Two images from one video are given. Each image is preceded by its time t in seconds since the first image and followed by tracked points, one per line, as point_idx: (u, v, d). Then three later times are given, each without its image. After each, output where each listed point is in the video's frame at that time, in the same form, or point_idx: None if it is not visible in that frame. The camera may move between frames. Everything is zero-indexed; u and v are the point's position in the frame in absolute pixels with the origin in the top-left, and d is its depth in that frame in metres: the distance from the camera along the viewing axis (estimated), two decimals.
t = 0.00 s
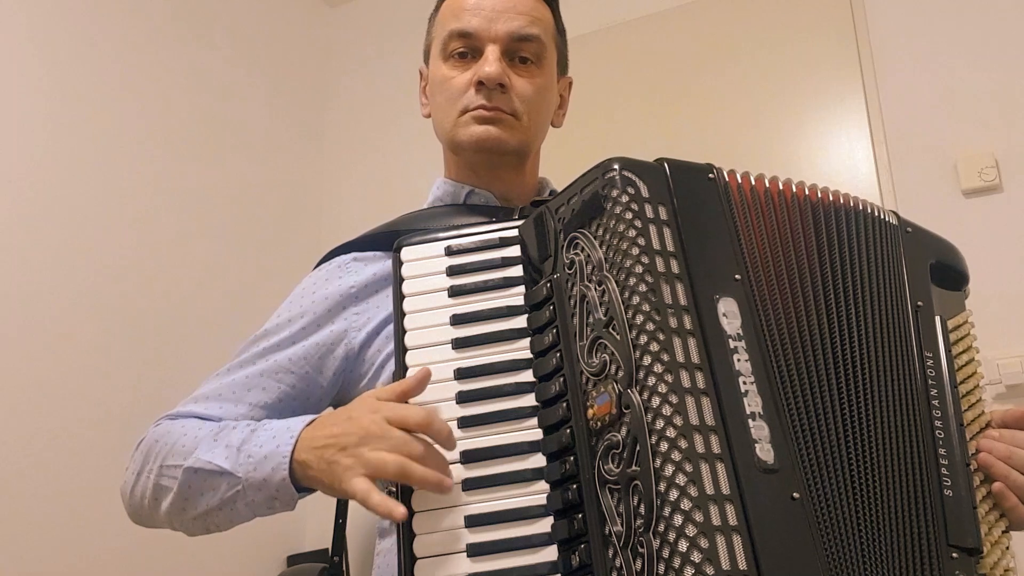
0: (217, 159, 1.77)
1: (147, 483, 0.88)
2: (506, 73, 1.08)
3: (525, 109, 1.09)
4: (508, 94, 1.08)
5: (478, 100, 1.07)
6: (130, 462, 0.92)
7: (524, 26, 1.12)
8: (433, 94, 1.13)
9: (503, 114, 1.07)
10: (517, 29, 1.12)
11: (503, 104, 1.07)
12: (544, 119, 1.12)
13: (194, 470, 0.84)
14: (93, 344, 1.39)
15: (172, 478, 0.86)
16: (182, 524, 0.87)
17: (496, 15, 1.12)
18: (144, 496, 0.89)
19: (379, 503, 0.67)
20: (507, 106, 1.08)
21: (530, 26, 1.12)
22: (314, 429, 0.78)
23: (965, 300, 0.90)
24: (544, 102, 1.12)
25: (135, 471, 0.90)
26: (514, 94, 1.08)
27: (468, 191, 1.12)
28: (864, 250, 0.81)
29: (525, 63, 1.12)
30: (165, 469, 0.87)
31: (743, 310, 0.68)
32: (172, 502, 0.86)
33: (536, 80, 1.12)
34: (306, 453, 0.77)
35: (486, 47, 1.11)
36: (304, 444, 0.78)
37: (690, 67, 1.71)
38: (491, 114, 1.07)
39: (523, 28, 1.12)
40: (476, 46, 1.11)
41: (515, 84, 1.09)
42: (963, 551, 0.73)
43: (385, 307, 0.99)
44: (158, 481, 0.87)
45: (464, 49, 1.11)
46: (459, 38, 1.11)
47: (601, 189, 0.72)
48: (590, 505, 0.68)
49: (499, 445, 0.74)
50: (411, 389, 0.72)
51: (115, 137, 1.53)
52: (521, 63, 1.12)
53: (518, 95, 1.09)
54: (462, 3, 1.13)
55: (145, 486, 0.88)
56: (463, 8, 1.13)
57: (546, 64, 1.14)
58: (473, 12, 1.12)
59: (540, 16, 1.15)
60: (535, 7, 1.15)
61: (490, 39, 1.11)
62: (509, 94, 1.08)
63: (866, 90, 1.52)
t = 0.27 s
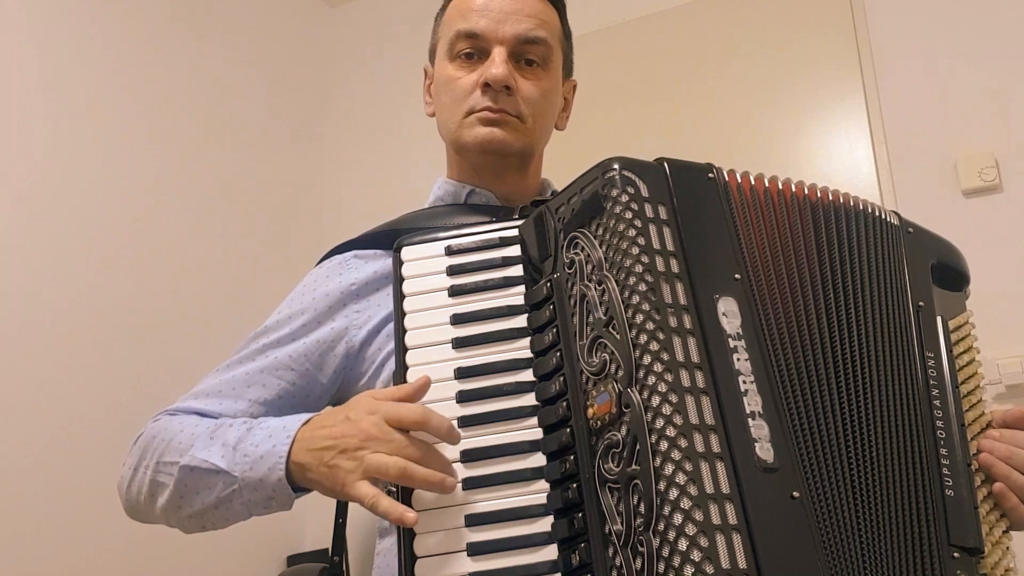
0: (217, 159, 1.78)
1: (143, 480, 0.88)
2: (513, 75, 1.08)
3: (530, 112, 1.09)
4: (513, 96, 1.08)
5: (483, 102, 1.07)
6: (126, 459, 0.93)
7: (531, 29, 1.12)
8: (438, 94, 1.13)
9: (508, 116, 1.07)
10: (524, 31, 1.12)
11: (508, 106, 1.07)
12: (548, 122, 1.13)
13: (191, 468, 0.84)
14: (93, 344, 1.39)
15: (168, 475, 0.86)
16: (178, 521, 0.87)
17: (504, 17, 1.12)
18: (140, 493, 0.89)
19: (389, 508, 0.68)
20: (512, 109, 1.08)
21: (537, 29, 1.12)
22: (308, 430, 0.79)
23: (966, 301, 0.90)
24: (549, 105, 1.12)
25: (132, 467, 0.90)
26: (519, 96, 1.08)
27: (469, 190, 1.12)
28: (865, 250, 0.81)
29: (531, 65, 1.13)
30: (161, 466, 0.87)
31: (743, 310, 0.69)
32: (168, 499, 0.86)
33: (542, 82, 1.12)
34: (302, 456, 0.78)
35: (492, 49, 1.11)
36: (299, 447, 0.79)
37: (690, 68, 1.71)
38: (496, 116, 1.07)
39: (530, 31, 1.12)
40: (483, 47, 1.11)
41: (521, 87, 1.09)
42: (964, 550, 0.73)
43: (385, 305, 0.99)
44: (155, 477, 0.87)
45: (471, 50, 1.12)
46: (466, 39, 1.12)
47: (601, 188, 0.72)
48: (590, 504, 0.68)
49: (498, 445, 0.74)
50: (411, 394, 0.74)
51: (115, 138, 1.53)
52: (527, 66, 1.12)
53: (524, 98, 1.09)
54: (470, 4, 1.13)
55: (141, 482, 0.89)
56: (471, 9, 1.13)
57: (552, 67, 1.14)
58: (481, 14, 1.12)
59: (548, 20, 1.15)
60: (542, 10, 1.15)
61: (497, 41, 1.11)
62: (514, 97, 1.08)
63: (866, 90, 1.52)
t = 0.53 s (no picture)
0: (217, 159, 1.78)
1: (146, 482, 0.88)
2: (513, 76, 1.08)
3: (530, 112, 1.09)
4: (512, 96, 1.08)
5: (482, 102, 1.07)
6: (128, 461, 0.93)
7: (531, 29, 1.12)
8: (438, 94, 1.13)
9: (507, 116, 1.07)
10: (524, 31, 1.12)
11: (507, 106, 1.07)
12: (548, 122, 1.13)
13: (193, 473, 0.84)
14: (93, 343, 1.39)
15: (171, 478, 0.86)
16: (180, 524, 0.87)
17: (503, 17, 1.12)
18: (143, 495, 0.89)
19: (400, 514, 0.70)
20: (511, 109, 1.08)
21: (537, 29, 1.13)
22: (314, 437, 0.80)
23: (968, 301, 0.90)
24: (549, 105, 1.12)
25: (134, 469, 0.90)
26: (519, 96, 1.09)
27: (468, 190, 1.12)
28: (865, 250, 0.81)
29: (530, 65, 1.13)
30: (164, 469, 0.87)
31: (742, 310, 0.68)
32: (170, 502, 0.86)
33: (541, 83, 1.12)
34: (308, 461, 0.78)
35: (492, 49, 1.11)
36: (304, 454, 0.79)
37: (690, 68, 1.71)
38: (496, 116, 1.07)
39: (529, 31, 1.12)
40: (483, 47, 1.11)
41: (521, 87, 1.09)
42: (965, 551, 0.73)
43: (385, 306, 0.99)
44: (157, 480, 0.87)
45: (470, 50, 1.12)
46: (466, 39, 1.12)
47: (599, 188, 0.72)
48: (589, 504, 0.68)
49: (498, 445, 0.74)
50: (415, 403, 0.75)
51: (115, 138, 1.53)
52: (526, 66, 1.12)
53: (523, 98, 1.09)
54: (470, 4, 1.13)
55: (143, 484, 0.89)
56: (470, 9, 1.13)
57: (551, 67, 1.14)
58: (481, 14, 1.12)
59: (548, 20, 1.15)
60: (542, 10, 1.15)
61: (496, 41, 1.11)
62: (514, 97, 1.08)
63: (866, 90, 1.52)
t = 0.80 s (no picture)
0: (218, 160, 1.78)
1: (141, 499, 0.86)
2: (512, 76, 1.09)
3: (530, 113, 1.09)
4: (512, 97, 1.08)
5: (482, 102, 1.07)
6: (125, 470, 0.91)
7: (531, 29, 1.12)
8: (437, 95, 1.13)
9: (507, 117, 1.07)
10: (524, 32, 1.12)
11: (507, 107, 1.07)
12: (547, 123, 1.13)
13: (186, 503, 0.81)
14: (93, 343, 1.39)
15: (165, 502, 0.84)
16: (176, 547, 0.85)
17: (503, 17, 1.12)
18: (138, 511, 0.87)
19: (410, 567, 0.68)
20: (511, 109, 1.08)
21: (537, 30, 1.13)
22: (305, 479, 0.76)
23: (969, 302, 0.90)
24: (548, 106, 1.12)
25: (130, 482, 0.88)
26: (519, 97, 1.09)
27: (468, 191, 1.12)
28: (867, 251, 0.81)
29: (530, 66, 1.13)
30: (158, 491, 0.84)
31: (741, 309, 0.69)
32: (164, 525, 0.84)
33: (541, 83, 1.12)
34: (301, 507, 0.75)
35: (492, 50, 1.11)
36: (294, 498, 0.76)
37: (690, 68, 1.71)
38: (496, 117, 1.07)
39: (529, 32, 1.12)
40: (482, 48, 1.12)
41: (520, 88, 1.09)
42: (967, 552, 0.73)
43: (385, 308, 1.00)
44: (152, 501, 0.85)
45: (470, 50, 1.12)
46: (465, 40, 1.12)
47: (598, 188, 0.72)
48: (589, 504, 0.68)
49: (498, 445, 0.74)
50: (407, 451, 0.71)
51: (115, 138, 1.53)
52: (526, 67, 1.12)
53: (523, 99, 1.09)
54: (469, 4, 1.13)
55: (139, 500, 0.87)
56: (470, 9, 1.13)
57: (551, 68, 1.14)
58: (480, 14, 1.12)
59: (547, 20, 1.15)
60: (542, 11, 1.15)
61: (496, 42, 1.11)
62: (513, 97, 1.08)
63: (866, 90, 1.52)
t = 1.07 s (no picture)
0: (218, 160, 1.78)
1: (138, 502, 0.86)
2: (512, 76, 1.08)
3: (529, 112, 1.09)
4: (511, 96, 1.08)
5: (481, 102, 1.07)
6: (122, 471, 0.91)
7: (530, 29, 1.12)
8: (436, 94, 1.13)
9: (506, 116, 1.07)
10: (523, 31, 1.12)
11: (506, 106, 1.07)
12: (547, 123, 1.13)
13: (183, 507, 0.82)
14: (93, 343, 1.39)
15: (161, 506, 0.84)
16: (172, 549, 0.86)
17: (502, 17, 1.12)
18: (135, 513, 0.87)
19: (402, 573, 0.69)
20: (510, 109, 1.08)
21: (536, 29, 1.13)
22: (299, 485, 0.77)
23: (970, 303, 0.90)
24: (548, 106, 1.12)
25: (128, 484, 0.88)
26: (518, 96, 1.09)
27: (467, 191, 1.12)
28: (868, 251, 0.81)
29: (529, 66, 1.13)
30: (154, 494, 0.85)
31: (741, 309, 0.68)
32: (161, 528, 0.84)
33: (540, 83, 1.12)
34: (295, 512, 0.76)
35: (491, 49, 1.11)
36: (291, 502, 0.77)
37: (689, 69, 1.71)
38: (495, 116, 1.07)
39: (528, 31, 1.12)
40: (481, 47, 1.12)
41: (520, 87, 1.09)
42: (968, 553, 0.73)
43: (384, 309, 1.00)
44: (149, 503, 0.85)
45: (469, 49, 1.12)
46: (464, 39, 1.12)
47: (598, 188, 0.72)
48: (588, 505, 0.68)
49: (497, 445, 0.74)
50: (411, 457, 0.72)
51: (115, 138, 1.53)
52: (525, 66, 1.12)
53: (523, 99, 1.09)
54: (468, 3, 1.13)
55: (136, 502, 0.87)
56: (469, 8, 1.13)
57: (550, 67, 1.14)
58: (480, 13, 1.12)
59: (546, 20, 1.15)
60: (541, 10, 1.15)
61: (495, 41, 1.11)
62: (513, 97, 1.08)
63: (866, 90, 1.52)
